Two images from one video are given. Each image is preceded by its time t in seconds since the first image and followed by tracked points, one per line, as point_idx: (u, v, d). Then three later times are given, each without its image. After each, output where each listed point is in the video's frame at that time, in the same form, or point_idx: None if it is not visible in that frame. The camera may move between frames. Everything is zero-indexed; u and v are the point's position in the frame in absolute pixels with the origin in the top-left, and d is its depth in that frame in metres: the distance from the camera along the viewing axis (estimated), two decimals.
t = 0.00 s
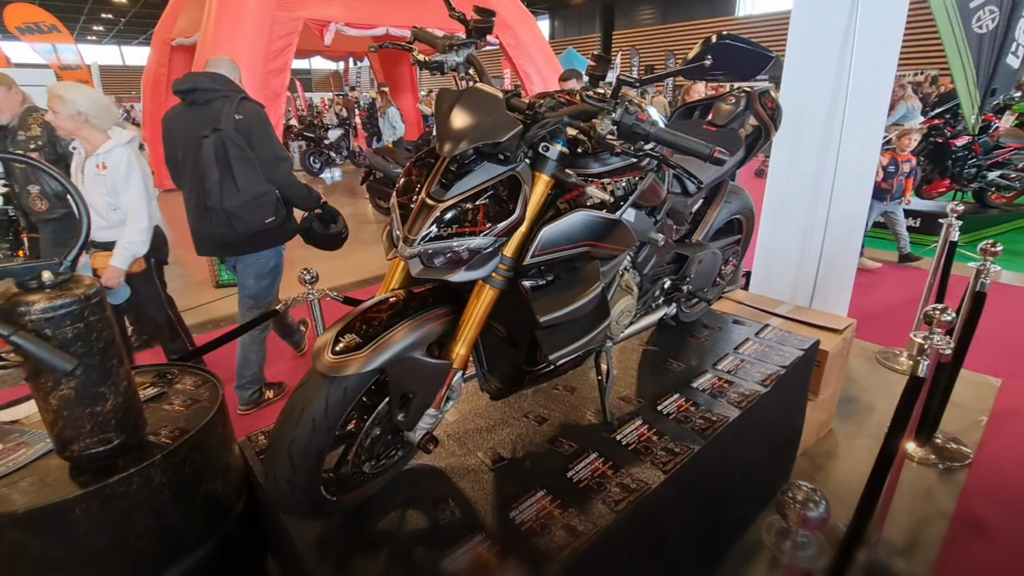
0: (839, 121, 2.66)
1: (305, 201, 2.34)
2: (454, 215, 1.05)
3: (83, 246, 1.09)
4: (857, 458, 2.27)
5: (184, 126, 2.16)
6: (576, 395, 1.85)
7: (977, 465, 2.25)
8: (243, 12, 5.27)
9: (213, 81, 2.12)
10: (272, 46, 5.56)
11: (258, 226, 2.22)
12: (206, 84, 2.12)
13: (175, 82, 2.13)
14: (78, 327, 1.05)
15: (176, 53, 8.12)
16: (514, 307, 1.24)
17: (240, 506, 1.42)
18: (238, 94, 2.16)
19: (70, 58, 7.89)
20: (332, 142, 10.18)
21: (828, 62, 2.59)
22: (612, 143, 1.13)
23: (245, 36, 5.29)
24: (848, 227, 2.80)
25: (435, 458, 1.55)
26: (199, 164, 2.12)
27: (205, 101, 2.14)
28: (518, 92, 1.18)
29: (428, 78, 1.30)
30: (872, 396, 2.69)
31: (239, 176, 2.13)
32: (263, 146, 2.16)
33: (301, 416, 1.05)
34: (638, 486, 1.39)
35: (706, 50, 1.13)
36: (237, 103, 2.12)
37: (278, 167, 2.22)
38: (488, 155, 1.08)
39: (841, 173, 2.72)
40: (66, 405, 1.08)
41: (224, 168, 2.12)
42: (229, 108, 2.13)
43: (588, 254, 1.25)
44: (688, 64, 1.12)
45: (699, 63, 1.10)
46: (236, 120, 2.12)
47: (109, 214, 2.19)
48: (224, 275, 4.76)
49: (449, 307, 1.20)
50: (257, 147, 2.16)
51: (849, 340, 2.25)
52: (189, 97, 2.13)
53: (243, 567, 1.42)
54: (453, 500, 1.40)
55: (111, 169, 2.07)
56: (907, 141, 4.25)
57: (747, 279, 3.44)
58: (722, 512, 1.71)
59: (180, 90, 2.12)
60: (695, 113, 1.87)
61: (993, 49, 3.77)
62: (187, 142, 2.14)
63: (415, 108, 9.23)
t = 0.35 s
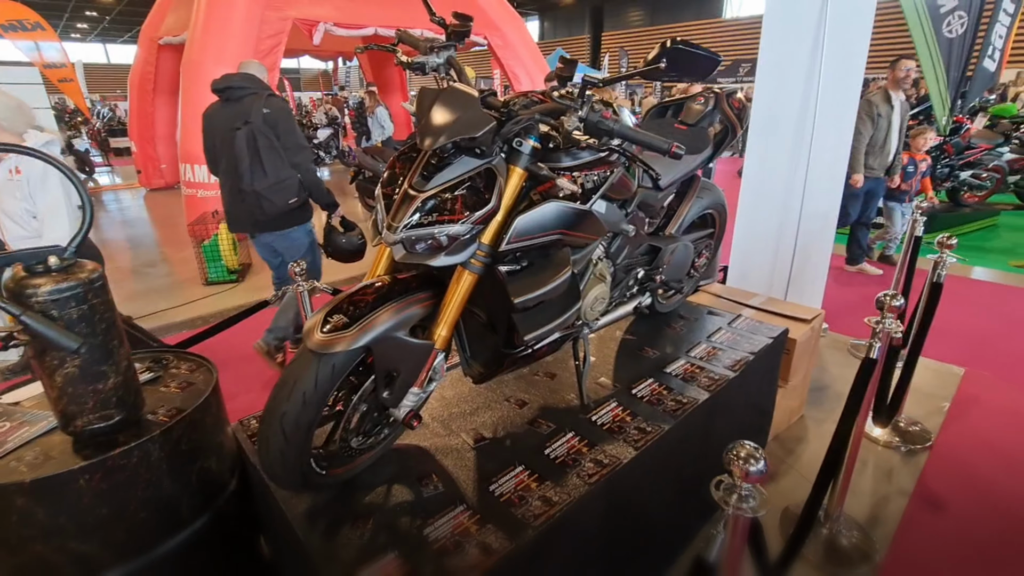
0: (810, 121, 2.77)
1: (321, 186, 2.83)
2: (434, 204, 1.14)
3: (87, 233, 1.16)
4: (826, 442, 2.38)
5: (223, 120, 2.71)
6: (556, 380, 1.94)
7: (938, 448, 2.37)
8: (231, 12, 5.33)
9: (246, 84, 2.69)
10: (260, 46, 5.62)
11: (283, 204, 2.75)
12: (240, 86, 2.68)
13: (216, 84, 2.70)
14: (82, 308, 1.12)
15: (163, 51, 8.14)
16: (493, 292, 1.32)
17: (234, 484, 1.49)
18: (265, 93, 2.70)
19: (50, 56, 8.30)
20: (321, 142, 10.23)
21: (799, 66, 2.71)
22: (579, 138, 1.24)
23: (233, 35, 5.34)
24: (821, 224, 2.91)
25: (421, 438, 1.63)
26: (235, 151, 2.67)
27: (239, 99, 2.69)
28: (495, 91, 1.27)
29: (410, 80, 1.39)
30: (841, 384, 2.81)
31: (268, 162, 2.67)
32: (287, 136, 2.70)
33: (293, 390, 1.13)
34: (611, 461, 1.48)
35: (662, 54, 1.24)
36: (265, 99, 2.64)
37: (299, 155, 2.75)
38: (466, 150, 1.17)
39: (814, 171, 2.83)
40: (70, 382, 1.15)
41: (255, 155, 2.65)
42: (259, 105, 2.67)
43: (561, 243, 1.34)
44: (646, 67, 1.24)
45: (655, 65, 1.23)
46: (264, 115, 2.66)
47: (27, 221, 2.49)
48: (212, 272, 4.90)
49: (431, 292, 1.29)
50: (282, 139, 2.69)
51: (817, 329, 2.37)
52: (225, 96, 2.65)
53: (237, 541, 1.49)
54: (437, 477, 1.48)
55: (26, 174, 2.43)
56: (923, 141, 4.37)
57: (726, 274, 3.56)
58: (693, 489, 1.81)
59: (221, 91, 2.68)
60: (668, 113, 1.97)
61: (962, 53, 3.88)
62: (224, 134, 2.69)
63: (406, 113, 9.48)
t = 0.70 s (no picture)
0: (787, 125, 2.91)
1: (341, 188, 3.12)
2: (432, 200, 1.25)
3: (111, 224, 1.26)
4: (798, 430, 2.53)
5: (263, 118, 3.05)
6: (544, 368, 2.06)
7: (904, 435, 2.52)
8: (225, 13, 5.42)
9: (288, 87, 3.01)
10: (254, 46, 5.70)
11: (303, 199, 3.04)
12: (280, 89, 3.01)
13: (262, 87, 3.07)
14: (108, 293, 1.22)
15: (153, 49, 8.17)
16: (486, 281, 1.43)
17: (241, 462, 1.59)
18: (301, 98, 3.02)
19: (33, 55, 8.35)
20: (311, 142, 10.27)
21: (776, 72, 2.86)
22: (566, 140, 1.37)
23: (226, 35, 5.44)
24: (798, 223, 3.08)
25: (417, 421, 1.74)
26: (268, 147, 3.01)
27: (277, 101, 3.03)
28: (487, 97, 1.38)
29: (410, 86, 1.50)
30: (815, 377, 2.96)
31: (294, 160, 2.97)
32: (314, 138, 3.02)
33: (302, 368, 1.24)
34: (594, 440, 1.60)
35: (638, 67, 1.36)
36: (300, 101, 2.95)
37: (323, 155, 3.05)
38: (461, 151, 1.28)
39: (790, 173, 2.99)
40: (95, 361, 1.24)
41: (284, 152, 2.98)
42: (295, 107, 3.02)
43: (548, 236, 1.46)
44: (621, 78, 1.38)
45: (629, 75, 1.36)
46: (298, 117, 3.00)
47: None
48: (207, 270, 4.89)
49: (428, 281, 1.40)
50: (310, 139, 3.01)
51: (791, 323, 2.50)
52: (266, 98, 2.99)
53: (244, 516, 1.59)
54: (433, 455, 1.59)
55: None
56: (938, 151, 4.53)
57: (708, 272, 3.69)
58: (671, 470, 1.93)
59: (264, 93, 3.04)
60: (650, 117, 2.13)
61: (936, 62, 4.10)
62: (260, 131, 3.04)
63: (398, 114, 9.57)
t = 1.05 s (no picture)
0: (772, 131, 3.07)
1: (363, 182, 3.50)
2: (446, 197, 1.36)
3: (147, 217, 1.36)
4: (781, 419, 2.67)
5: (298, 118, 3.46)
6: (542, 359, 2.18)
7: (880, 424, 2.67)
8: (221, 15, 5.48)
9: (322, 91, 3.43)
10: (249, 48, 5.76)
11: (329, 192, 3.43)
12: (313, 90, 3.41)
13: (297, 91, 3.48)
14: (146, 281, 1.31)
15: (144, 49, 8.19)
16: (493, 273, 1.54)
17: (260, 445, 1.68)
18: (330, 100, 3.43)
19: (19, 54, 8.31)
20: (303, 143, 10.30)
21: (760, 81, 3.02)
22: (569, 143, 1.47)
23: (222, 37, 5.50)
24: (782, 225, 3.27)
25: (425, 407, 1.85)
26: (301, 144, 3.41)
27: (311, 104, 3.44)
28: (497, 102, 1.49)
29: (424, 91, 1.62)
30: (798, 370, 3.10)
31: (323, 156, 3.36)
32: (343, 137, 3.42)
33: (327, 351, 1.35)
34: (592, 423, 1.72)
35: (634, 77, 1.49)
36: (331, 103, 3.37)
37: (350, 153, 3.45)
38: (473, 152, 1.39)
39: (775, 177, 3.16)
40: (133, 344, 1.34)
41: (314, 148, 3.37)
42: (327, 109, 3.43)
43: (550, 231, 1.57)
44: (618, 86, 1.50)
45: (625, 81, 1.48)
46: (328, 117, 3.40)
47: None
48: (203, 268, 4.93)
49: (440, 273, 1.51)
50: (339, 138, 3.41)
51: (774, 318, 2.64)
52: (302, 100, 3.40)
53: (262, 496, 1.69)
54: (441, 437, 1.69)
55: None
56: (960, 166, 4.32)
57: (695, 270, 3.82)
58: (662, 455, 2.06)
59: (301, 96, 3.45)
60: (642, 122, 2.25)
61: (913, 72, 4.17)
62: (296, 128, 3.46)
63: (389, 116, 9.62)
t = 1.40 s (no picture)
0: (755, 141, 3.22)
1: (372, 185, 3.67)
2: (454, 199, 1.46)
3: (173, 217, 1.45)
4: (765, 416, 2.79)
5: (314, 126, 3.66)
6: (539, 357, 2.28)
7: (860, 420, 2.79)
8: (217, 26, 5.58)
9: (337, 103, 3.63)
10: (245, 58, 5.86)
11: (340, 194, 3.61)
12: (330, 101, 3.62)
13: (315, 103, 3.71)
14: (172, 276, 1.41)
15: (137, 59, 8.26)
16: (496, 271, 1.65)
17: (272, 437, 1.76)
18: (345, 109, 3.62)
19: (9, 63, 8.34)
20: (294, 152, 10.36)
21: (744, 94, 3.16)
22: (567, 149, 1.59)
23: (217, 48, 5.59)
24: (765, 231, 3.42)
25: (429, 401, 1.94)
26: (316, 150, 3.61)
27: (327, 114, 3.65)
28: (500, 111, 1.60)
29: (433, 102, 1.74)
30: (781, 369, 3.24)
31: (335, 161, 3.55)
32: (354, 143, 3.59)
33: (342, 343, 1.44)
34: (588, 414, 1.82)
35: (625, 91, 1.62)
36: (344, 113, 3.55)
37: (361, 158, 3.61)
38: (478, 158, 1.49)
39: (758, 185, 3.31)
40: (158, 336, 1.42)
41: (328, 154, 3.57)
42: (341, 118, 3.63)
43: (549, 232, 1.68)
44: (612, 96, 1.62)
45: (618, 92, 1.60)
46: (343, 126, 3.60)
47: None
48: (200, 275, 4.97)
49: (446, 271, 1.61)
50: (351, 145, 3.58)
51: (759, 319, 2.77)
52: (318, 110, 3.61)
53: (272, 486, 1.76)
54: (446, 428, 1.78)
55: None
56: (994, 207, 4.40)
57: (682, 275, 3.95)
58: (653, 447, 2.16)
59: (318, 105, 3.67)
60: (633, 132, 2.38)
61: (888, 86, 4.34)
62: (312, 135, 3.66)
63: (382, 127, 9.74)
